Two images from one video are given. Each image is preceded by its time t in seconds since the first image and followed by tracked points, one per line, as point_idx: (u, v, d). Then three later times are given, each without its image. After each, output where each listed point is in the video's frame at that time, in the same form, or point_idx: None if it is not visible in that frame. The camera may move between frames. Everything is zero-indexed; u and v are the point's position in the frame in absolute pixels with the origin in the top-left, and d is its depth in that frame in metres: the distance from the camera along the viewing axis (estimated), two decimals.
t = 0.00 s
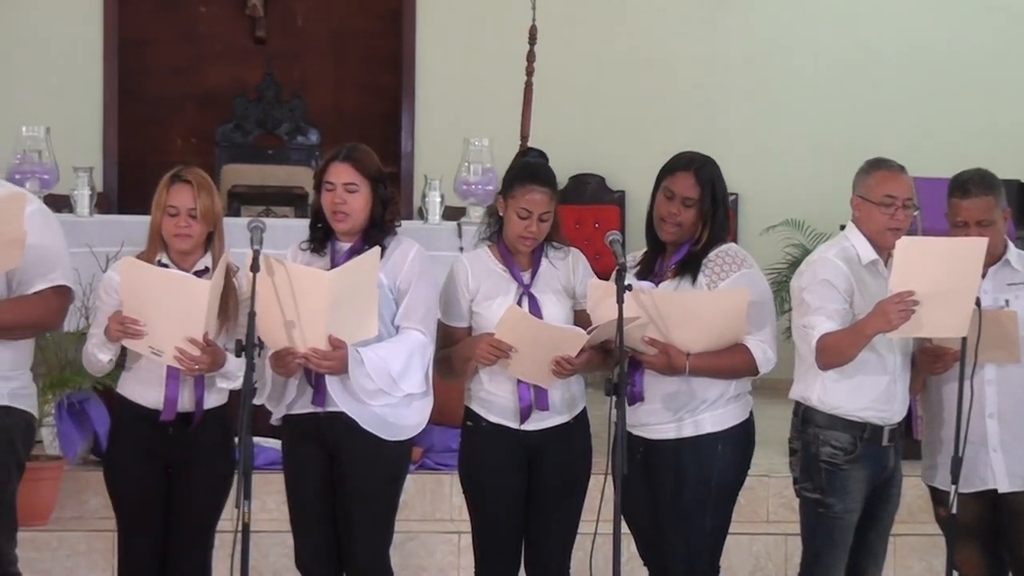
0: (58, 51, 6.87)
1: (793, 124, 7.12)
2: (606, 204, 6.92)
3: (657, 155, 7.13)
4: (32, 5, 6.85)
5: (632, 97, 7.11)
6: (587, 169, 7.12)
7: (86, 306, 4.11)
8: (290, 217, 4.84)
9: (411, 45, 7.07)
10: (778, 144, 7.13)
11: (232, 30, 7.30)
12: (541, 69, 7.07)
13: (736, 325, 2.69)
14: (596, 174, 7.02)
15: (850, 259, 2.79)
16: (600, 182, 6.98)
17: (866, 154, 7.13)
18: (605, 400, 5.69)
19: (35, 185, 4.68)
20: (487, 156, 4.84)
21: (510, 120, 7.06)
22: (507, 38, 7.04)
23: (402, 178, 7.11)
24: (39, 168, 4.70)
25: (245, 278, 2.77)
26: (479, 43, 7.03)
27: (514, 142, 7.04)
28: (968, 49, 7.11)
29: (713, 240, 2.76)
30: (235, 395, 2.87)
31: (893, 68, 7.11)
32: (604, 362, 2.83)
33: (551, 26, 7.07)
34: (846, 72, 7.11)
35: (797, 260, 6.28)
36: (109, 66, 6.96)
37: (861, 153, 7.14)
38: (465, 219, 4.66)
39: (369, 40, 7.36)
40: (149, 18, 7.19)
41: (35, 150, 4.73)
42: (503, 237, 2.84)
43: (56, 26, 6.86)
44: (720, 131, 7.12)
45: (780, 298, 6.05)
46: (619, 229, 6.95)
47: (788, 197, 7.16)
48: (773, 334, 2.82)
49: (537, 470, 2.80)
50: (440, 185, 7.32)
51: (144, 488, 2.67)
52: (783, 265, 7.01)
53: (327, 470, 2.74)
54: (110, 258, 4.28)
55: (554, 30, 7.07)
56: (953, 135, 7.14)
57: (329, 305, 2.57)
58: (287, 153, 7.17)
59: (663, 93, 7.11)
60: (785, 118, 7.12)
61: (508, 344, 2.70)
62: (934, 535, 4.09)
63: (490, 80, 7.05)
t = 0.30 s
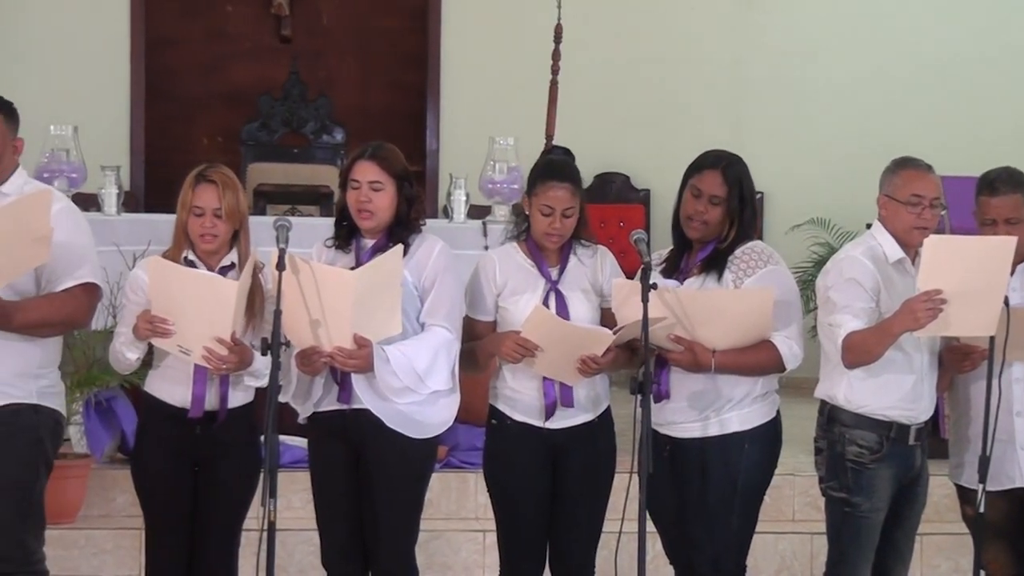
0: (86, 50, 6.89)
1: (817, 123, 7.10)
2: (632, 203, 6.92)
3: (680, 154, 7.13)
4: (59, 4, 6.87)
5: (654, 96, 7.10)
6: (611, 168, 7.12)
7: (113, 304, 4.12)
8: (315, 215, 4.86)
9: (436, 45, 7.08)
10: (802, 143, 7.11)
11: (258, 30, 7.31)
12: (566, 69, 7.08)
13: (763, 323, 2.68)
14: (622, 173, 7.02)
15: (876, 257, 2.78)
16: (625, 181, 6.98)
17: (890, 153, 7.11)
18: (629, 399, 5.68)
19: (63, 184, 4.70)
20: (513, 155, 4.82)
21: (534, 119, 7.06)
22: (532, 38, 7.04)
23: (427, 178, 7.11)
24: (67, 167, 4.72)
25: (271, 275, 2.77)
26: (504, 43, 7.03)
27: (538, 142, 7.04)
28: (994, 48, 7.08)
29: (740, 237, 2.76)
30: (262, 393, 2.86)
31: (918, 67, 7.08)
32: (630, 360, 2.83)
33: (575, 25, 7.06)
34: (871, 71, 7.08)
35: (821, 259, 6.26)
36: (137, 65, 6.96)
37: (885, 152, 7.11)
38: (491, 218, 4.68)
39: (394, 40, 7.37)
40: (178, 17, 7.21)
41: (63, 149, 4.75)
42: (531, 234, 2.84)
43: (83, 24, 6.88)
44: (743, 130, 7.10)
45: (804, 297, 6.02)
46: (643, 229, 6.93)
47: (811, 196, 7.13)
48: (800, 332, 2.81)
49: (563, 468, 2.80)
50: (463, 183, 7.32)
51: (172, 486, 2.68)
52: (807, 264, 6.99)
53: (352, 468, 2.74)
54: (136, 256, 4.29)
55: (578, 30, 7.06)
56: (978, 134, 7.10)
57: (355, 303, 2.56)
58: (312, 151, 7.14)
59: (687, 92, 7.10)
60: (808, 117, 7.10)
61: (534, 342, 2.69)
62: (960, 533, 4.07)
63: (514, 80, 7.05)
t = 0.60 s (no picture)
0: (111, 47, 6.89)
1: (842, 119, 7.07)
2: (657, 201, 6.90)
3: (705, 151, 7.09)
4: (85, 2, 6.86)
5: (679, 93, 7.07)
6: (637, 165, 7.08)
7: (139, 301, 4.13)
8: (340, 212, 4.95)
9: (461, 42, 7.06)
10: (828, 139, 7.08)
11: (283, 28, 7.32)
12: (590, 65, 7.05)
13: (788, 321, 2.67)
14: (645, 170, 7.01)
15: (902, 255, 2.77)
16: (648, 179, 6.97)
17: (915, 150, 7.08)
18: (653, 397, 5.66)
19: (89, 181, 4.72)
20: (537, 152, 4.83)
21: (558, 116, 7.05)
22: (556, 35, 7.03)
23: (451, 175, 7.10)
24: (93, 165, 4.74)
25: (296, 274, 2.79)
26: (529, 39, 7.02)
27: (562, 138, 7.04)
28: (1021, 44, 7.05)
29: (766, 235, 2.75)
30: (286, 391, 2.88)
31: (944, 64, 7.05)
32: (654, 358, 2.83)
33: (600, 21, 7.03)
34: (897, 67, 7.04)
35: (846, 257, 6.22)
36: (163, 64, 6.96)
37: (911, 149, 7.08)
38: (515, 216, 4.69)
39: (418, 36, 7.37)
40: (204, 15, 7.23)
41: (89, 146, 4.77)
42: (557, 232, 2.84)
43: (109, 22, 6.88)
44: (768, 126, 7.07)
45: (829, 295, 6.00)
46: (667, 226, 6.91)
47: (836, 192, 7.10)
48: (825, 331, 2.80)
49: (588, 466, 2.80)
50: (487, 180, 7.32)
51: (198, 484, 2.69)
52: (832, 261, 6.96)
53: (377, 465, 2.75)
54: (161, 254, 4.31)
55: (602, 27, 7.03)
56: (1005, 130, 7.08)
57: (379, 300, 2.56)
58: (336, 149, 7.18)
59: (712, 88, 7.07)
60: (834, 113, 7.06)
61: (559, 339, 2.69)
62: (985, 531, 4.06)
63: (539, 77, 7.04)
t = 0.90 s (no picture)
0: (134, 45, 6.88)
1: (866, 115, 7.03)
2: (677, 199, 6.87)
3: (727, 149, 7.06)
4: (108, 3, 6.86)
5: (702, 89, 7.03)
6: (658, 164, 7.05)
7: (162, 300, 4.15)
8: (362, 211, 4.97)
9: (482, 39, 7.04)
10: (850, 136, 7.04)
11: (305, 27, 7.33)
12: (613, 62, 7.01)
13: (811, 322, 2.65)
14: (666, 169, 6.97)
15: (926, 254, 2.75)
16: (670, 177, 6.93)
17: (939, 146, 7.03)
18: (675, 396, 5.64)
19: (113, 181, 4.74)
20: (558, 150, 4.79)
21: (580, 114, 7.03)
22: (579, 32, 7.01)
23: (473, 174, 7.09)
24: (116, 164, 4.76)
25: (317, 273, 2.79)
26: (551, 38, 7.01)
27: (584, 136, 7.02)
28: None
29: (790, 233, 2.74)
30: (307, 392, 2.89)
31: (969, 61, 7.01)
32: (675, 358, 2.82)
33: (623, 18, 7.00)
34: (922, 63, 7.00)
35: (870, 255, 6.18)
36: (186, 65, 6.94)
37: (935, 146, 7.04)
38: (537, 215, 4.69)
39: (440, 35, 7.38)
40: (228, 16, 7.24)
41: (113, 146, 4.79)
42: (579, 231, 2.84)
43: (132, 20, 6.87)
44: (791, 122, 7.03)
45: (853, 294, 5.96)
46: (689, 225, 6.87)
47: (859, 189, 7.06)
48: (848, 331, 2.78)
49: (609, 465, 2.79)
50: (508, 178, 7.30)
51: (222, 483, 2.70)
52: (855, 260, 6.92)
53: (398, 463, 2.75)
54: (184, 253, 4.32)
55: (625, 24, 6.99)
56: None
57: (400, 299, 2.56)
58: (359, 149, 7.19)
59: (735, 85, 7.02)
60: (858, 109, 7.02)
61: (581, 338, 2.69)
62: (1008, 530, 4.03)
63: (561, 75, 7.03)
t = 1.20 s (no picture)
0: (155, 46, 6.90)
1: (887, 114, 7.00)
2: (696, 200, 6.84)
3: (748, 147, 7.03)
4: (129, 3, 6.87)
5: (722, 87, 7.00)
6: (677, 163, 7.03)
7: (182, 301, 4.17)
8: (382, 212, 4.99)
9: (502, 39, 7.03)
10: (872, 135, 7.00)
11: (324, 28, 7.34)
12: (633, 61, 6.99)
13: (831, 324, 2.64)
14: (686, 169, 6.96)
15: (947, 254, 2.73)
16: (689, 178, 6.92)
17: (961, 145, 7.00)
18: (695, 396, 5.63)
19: (134, 181, 4.76)
20: (578, 151, 4.80)
21: (599, 114, 7.02)
22: (599, 31, 7.00)
23: (493, 174, 7.07)
24: (137, 164, 4.78)
25: (337, 274, 2.80)
26: (571, 37, 7.00)
27: (604, 135, 7.01)
28: None
29: (809, 234, 2.73)
30: (327, 392, 2.89)
31: (991, 59, 6.97)
32: (694, 358, 2.82)
33: (644, 17, 6.96)
34: (943, 63, 6.97)
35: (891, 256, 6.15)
36: (207, 64, 6.96)
37: (957, 144, 7.00)
38: (556, 216, 4.70)
39: (460, 35, 7.38)
40: (248, 17, 7.26)
41: (134, 146, 4.81)
42: (599, 232, 2.83)
43: (152, 21, 6.89)
44: (812, 120, 7.00)
45: (873, 294, 5.93)
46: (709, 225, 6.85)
47: (879, 187, 7.02)
48: (869, 333, 2.76)
49: (629, 466, 2.79)
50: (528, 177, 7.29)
51: (242, 483, 2.72)
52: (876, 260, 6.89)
53: (417, 463, 2.76)
54: (204, 253, 4.34)
55: (645, 22, 6.97)
56: None
57: (420, 300, 2.57)
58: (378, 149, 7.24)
59: (756, 84, 6.99)
60: (879, 108, 6.99)
61: (601, 339, 2.69)
62: None
63: (580, 74, 7.02)
